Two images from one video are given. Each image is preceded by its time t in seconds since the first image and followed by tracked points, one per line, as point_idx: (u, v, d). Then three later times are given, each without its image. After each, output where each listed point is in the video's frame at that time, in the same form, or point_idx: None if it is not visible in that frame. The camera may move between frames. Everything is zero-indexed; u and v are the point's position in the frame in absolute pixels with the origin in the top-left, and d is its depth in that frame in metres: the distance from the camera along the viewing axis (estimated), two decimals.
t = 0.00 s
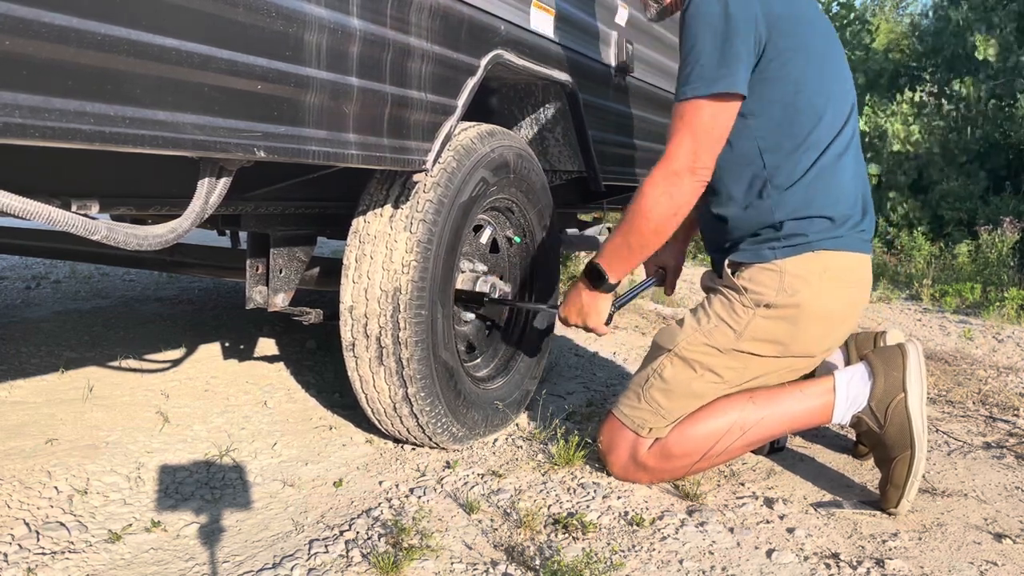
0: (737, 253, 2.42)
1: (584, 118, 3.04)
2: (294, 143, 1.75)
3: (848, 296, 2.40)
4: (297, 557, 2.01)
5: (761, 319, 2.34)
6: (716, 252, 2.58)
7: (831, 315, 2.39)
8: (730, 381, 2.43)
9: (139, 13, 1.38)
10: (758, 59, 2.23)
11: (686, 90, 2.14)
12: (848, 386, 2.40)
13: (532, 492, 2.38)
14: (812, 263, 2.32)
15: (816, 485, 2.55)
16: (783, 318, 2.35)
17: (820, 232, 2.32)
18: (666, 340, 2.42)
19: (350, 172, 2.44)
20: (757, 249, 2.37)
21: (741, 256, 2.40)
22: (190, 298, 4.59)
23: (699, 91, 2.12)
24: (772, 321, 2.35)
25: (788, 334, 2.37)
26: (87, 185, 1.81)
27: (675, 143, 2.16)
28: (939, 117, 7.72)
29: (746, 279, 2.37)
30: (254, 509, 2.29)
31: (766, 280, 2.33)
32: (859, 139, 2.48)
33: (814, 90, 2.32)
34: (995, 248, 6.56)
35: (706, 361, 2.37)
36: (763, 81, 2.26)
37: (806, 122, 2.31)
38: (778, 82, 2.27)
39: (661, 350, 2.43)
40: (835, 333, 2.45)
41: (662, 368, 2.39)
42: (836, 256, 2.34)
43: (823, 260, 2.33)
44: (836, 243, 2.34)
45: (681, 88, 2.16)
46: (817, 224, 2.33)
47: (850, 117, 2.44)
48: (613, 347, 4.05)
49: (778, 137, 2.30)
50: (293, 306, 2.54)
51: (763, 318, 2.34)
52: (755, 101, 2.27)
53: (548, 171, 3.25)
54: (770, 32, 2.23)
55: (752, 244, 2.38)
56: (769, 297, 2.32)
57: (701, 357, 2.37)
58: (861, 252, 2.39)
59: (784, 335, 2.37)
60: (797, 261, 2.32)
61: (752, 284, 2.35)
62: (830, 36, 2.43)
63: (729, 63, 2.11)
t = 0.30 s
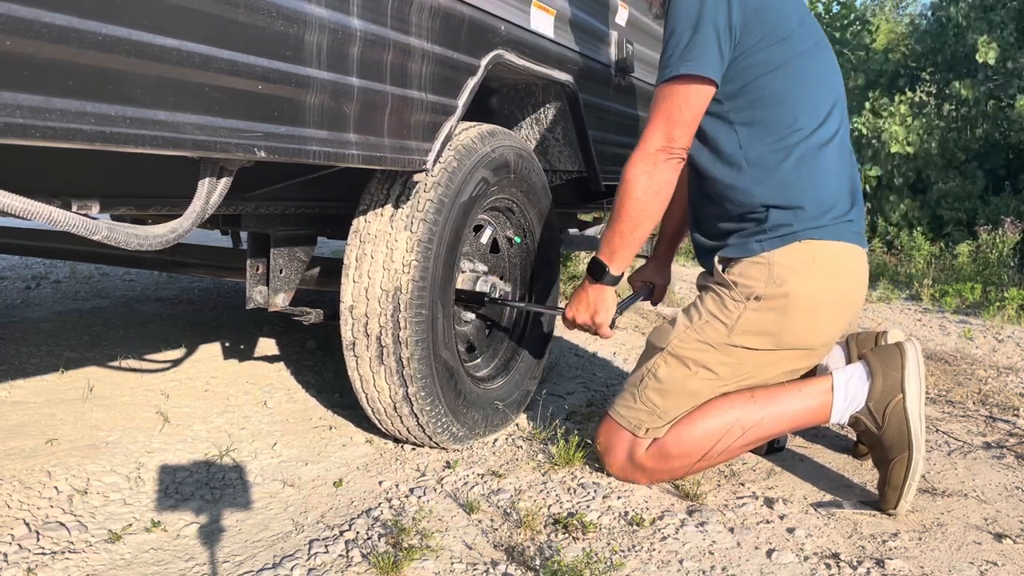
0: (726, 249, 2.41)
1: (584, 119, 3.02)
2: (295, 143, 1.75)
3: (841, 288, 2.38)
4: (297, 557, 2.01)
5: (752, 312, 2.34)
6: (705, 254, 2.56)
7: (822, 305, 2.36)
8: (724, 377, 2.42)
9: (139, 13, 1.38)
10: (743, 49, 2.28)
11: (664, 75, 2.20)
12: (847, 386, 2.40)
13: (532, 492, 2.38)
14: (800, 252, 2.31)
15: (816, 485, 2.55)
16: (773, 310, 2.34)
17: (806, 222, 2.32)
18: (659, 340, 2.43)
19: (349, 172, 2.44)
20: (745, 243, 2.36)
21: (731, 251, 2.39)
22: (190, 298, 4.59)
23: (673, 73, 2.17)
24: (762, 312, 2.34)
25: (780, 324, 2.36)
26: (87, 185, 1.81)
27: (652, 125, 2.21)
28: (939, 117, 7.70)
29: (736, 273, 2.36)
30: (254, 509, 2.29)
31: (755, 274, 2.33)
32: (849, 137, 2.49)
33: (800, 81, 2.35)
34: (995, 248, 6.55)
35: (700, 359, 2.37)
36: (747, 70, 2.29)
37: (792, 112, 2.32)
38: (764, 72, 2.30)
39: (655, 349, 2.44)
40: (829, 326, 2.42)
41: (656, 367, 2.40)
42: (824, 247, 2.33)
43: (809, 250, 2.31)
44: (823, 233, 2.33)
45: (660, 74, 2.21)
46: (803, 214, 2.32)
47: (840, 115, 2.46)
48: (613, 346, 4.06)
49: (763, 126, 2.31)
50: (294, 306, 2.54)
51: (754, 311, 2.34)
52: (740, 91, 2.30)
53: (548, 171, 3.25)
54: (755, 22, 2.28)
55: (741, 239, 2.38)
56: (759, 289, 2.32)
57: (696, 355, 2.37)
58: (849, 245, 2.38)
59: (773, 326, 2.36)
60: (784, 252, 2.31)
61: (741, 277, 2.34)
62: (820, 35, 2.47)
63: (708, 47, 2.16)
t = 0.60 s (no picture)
0: (728, 251, 2.43)
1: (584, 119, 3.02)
2: (297, 143, 1.75)
3: (845, 289, 2.37)
4: (298, 557, 2.01)
5: (753, 310, 2.34)
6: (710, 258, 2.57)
7: (826, 303, 2.35)
8: (725, 375, 2.41)
9: (142, 13, 1.38)
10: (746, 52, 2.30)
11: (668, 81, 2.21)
12: (848, 386, 2.40)
13: (532, 492, 2.38)
14: (800, 251, 2.31)
15: (816, 485, 2.55)
16: (776, 309, 2.33)
17: (807, 222, 2.33)
18: (661, 339, 2.44)
19: (350, 172, 2.44)
20: (746, 244, 2.38)
21: (733, 253, 2.41)
22: (190, 298, 4.59)
23: (681, 79, 2.18)
24: (762, 309, 2.33)
25: (783, 321, 2.34)
26: (87, 185, 1.81)
27: (656, 128, 2.21)
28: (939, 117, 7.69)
29: (738, 274, 2.37)
30: (254, 510, 2.29)
31: (756, 273, 2.34)
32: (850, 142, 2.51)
33: (800, 84, 2.37)
34: (995, 248, 6.55)
35: (701, 357, 2.37)
36: (748, 73, 2.31)
37: (791, 115, 2.34)
38: (766, 76, 2.32)
39: (657, 347, 2.45)
40: (833, 325, 2.40)
41: (657, 365, 2.40)
42: (826, 247, 2.33)
43: (811, 248, 2.32)
44: (824, 234, 2.33)
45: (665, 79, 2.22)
46: (804, 214, 2.33)
47: (841, 119, 2.48)
48: (613, 347, 4.06)
49: (763, 129, 2.32)
50: (294, 306, 2.53)
51: (755, 309, 2.33)
52: (741, 93, 2.32)
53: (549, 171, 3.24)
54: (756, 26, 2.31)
55: (742, 240, 2.40)
56: (760, 287, 2.32)
57: (697, 353, 2.37)
58: (852, 245, 2.38)
59: (775, 323, 2.35)
60: (785, 252, 2.31)
61: (743, 277, 2.36)
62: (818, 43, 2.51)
63: (711, 52, 2.18)
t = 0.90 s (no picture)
0: (731, 251, 2.43)
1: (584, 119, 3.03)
2: (296, 143, 1.75)
3: (848, 289, 2.36)
4: (298, 557, 2.01)
5: (754, 311, 2.33)
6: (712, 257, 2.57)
7: (829, 303, 2.35)
8: (723, 376, 2.40)
9: (141, 13, 1.38)
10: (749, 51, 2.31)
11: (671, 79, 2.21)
12: (848, 386, 2.40)
13: (532, 492, 2.39)
14: (802, 251, 2.31)
15: (816, 485, 2.55)
16: (777, 309, 2.33)
17: (809, 221, 2.33)
18: (661, 340, 2.44)
19: (350, 172, 2.44)
20: (747, 244, 2.38)
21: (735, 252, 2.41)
22: (190, 298, 4.59)
23: (682, 78, 2.18)
24: (762, 310, 2.33)
25: (784, 322, 2.34)
26: (87, 185, 1.82)
27: (659, 128, 2.21)
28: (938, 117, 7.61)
29: (740, 274, 2.37)
30: (254, 510, 2.29)
31: (757, 273, 2.34)
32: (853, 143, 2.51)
33: (803, 84, 2.38)
34: (995, 247, 6.54)
35: (700, 358, 2.37)
36: (750, 72, 2.32)
37: (794, 114, 2.34)
38: (769, 75, 2.33)
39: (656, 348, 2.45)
40: (836, 325, 2.40)
41: (656, 366, 2.40)
42: (828, 247, 2.33)
43: (813, 248, 2.32)
44: (826, 234, 2.33)
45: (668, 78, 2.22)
46: (806, 214, 2.33)
47: (844, 120, 2.49)
48: (613, 346, 4.06)
49: (765, 128, 2.32)
50: (294, 306, 2.53)
51: (756, 309, 2.33)
52: (744, 91, 2.32)
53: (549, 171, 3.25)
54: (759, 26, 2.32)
55: (743, 240, 2.39)
56: (761, 287, 2.32)
57: (696, 353, 2.37)
58: (854, 244, 2.38)
59: (777, 323, 2.34)
60: (786, 252, 2.31)
61: (744, 277, 2.36)
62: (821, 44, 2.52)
63: (714, 50, 2.18)
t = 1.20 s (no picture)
0: (731, 251, 2.43)
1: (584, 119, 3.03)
2: (296, 143, 1.75)
3: (848, 288, 2.37)
4: (298, 557, 2.01)
5: (755, 311, 2.34)
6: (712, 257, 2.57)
7: (830, 304, 2.36)
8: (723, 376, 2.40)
9: (141, 14, 1.38)
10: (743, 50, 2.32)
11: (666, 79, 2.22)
12: (848, 386, 2.40)
13: (532, 492, 2.39)
14: (804, 249, 2.32)
15: (815, 485, 2.55)
16: (778, 309, 2.33)
17: (808, 220, 2.34)
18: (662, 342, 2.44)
19: (350, 172, 2.44)
20: (748, 243, 2.38)
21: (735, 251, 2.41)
22: (191, 298, 4.59)
23: (677, 78, 2.19)
24: (763, 310, 2.33)
25: (785, 323, 2.34)
26: (87, 185, 1.82)
27: (653, 127, 2.22)
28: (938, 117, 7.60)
29: (740, 274, 2.37)
30: (254, 510, 2.29)
31: (758, 272, 2.34)
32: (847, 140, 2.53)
33: (797, 81, 2.39)
34: (995, 247, 6.54)
35: (699, 358, 2.37)
36: (745, 71, 2.33)
37: (790, 113, 2.36)
38: (764, 73, 2.34)
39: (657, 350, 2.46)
40: (837, 323, 2.40)
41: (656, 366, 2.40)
42: (827, 244, 2.34)
43: (814, 247, 2.33)
44: (824, 230, 2.34)
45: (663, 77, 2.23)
46: (804, 212, 2.34)
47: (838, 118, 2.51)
48: (613, 346, 4.06)
49: (761, 127, 2.34)
50: (294, 306, 2.53)
51: (757, 310, 2.34)
52: (739, 90, 2.33)
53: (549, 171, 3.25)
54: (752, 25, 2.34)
55: (744, 239, 2.40)
56: (762, 286, 2.33)
57: (697, 355, 2.37)
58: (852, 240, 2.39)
59: (778, 322, 2.34)
60: (787, 252, 2.32)
61: (745, 277, 2.36)
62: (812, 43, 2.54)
63: (709, 49, 2.19)
